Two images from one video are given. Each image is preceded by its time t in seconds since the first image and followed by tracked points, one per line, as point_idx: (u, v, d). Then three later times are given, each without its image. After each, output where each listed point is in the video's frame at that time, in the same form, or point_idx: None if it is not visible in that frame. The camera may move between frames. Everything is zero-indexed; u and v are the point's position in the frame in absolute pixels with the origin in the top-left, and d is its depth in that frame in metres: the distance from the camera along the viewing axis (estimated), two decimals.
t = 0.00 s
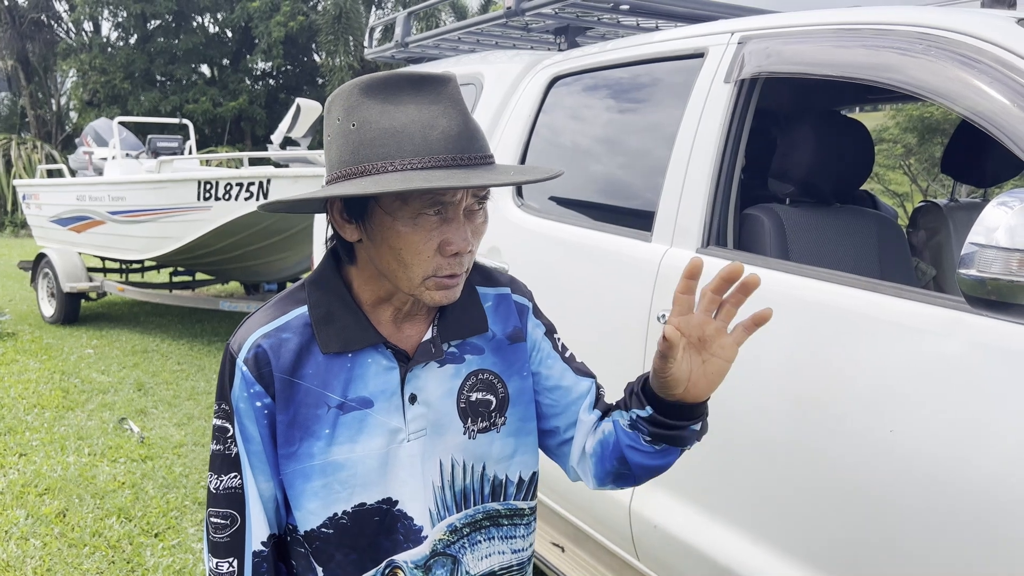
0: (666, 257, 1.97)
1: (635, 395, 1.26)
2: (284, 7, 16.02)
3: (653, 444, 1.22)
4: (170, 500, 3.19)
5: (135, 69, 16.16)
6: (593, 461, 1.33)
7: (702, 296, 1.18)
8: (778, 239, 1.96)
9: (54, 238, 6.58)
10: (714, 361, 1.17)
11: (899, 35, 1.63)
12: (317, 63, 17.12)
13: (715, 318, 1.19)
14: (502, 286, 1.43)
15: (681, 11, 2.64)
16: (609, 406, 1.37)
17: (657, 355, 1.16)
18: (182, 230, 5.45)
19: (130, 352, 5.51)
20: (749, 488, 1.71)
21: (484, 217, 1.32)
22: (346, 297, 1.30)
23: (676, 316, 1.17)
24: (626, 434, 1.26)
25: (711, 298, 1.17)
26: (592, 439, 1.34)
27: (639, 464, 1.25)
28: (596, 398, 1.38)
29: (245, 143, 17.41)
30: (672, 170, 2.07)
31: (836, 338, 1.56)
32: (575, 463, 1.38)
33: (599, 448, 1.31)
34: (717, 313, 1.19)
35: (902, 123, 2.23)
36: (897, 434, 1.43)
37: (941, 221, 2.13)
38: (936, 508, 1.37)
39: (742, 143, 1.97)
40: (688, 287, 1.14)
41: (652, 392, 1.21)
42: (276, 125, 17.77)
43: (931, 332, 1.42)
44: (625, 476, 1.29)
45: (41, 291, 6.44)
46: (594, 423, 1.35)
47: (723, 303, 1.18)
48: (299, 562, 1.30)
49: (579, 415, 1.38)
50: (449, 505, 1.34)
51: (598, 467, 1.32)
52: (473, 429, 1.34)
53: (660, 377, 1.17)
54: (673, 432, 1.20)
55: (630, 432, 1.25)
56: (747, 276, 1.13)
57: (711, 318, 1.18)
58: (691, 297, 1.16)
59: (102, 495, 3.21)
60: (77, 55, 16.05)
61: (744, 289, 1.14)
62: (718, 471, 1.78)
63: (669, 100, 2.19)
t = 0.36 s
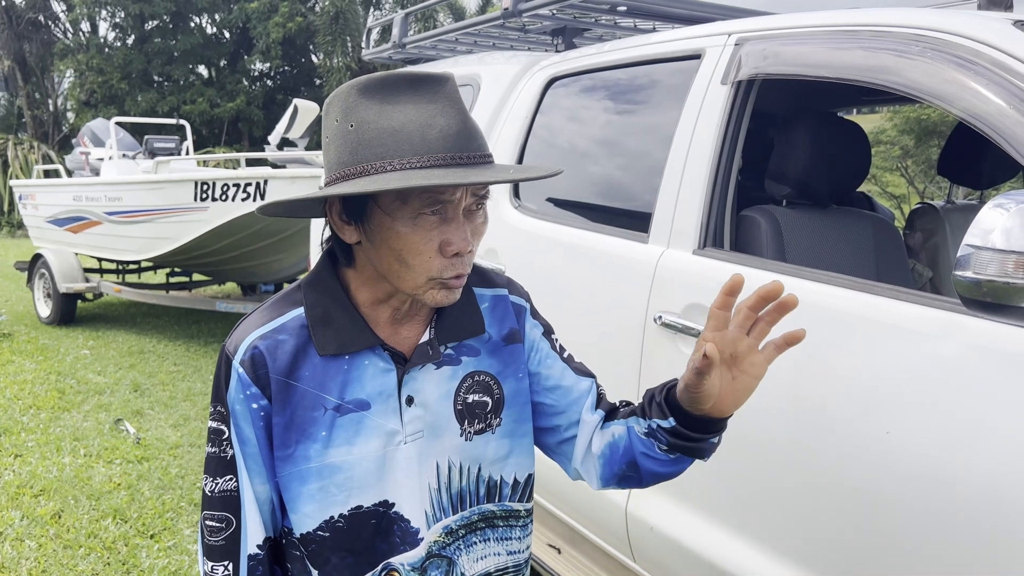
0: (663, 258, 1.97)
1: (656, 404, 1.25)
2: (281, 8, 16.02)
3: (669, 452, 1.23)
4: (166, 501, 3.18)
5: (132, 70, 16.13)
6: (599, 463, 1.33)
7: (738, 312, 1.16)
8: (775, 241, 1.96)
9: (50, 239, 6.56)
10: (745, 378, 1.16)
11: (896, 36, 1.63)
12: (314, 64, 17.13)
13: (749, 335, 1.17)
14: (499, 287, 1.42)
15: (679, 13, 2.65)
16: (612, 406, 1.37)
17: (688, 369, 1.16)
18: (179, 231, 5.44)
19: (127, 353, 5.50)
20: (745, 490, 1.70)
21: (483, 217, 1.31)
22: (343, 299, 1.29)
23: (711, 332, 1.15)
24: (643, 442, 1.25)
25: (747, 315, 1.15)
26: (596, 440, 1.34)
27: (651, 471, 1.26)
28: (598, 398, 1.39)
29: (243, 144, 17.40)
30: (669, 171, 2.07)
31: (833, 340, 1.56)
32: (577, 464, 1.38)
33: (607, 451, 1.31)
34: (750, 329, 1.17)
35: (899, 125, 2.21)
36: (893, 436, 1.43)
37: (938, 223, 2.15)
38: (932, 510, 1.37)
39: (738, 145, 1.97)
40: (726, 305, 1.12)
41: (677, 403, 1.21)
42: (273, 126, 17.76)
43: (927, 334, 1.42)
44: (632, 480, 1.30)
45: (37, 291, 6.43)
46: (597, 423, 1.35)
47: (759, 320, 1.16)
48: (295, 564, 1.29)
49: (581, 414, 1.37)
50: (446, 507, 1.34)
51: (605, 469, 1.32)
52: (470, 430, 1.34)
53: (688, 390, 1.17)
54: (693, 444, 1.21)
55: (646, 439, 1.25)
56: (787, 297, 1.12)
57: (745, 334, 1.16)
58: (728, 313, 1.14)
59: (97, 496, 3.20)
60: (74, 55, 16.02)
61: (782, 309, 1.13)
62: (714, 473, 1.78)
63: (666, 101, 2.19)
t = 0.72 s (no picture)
0: (660, 259, 1.97)
1: (677, 410, 1.25)
2: (280, 8, 16.03)
3: (686, 458, 1.24)
4: (163, 502, 3.18)
5: (130, 69, 16.11)
6: (607, 465, 1.33)
7: (774, 325, 1.14)
8: (773, 244, 1.96)
9: (47, 238, 6.55)
10: (774, 391, 1.16)
11: (895, 39, 1.63)
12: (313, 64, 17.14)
13: (781, 347, 1.16)
14: (496, 288, 1.42)
15: (677, 14, 2.65)
16: (616, 407, 1.37)
17: (722, 380, 1.15)
18: (177, 231, 5.43)
19: (124, 353, 5.49)
20: (742, 492, 1.70)
21: (478, 219, 1.31)
22: (339, 301, 1.29)
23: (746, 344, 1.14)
24: (660, 449, 1.26)
25: (783, 329, 1.13)
26: (602, 441, 1.34)
27: (663, 476, 1.27)
28: (600, 398, 1.38)
29: (241, 144, 17.39)
30: (666, 172, 2.07)
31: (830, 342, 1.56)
32: (580, 465, 1.38)
33: (617, 453, 1.31)
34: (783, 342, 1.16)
35: (897, 127, 2.20)
36: (890, 438, 1.43)
37: (935, 226, 2.18)
38: (928, 512, 1.37)
39: (736, 148, 1.98)
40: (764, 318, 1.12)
41: (702, 412, 1.21)
42: (272, 126, 17.76)
43: (923, 337, 1.42)
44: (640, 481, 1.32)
45: (35, 291, 6.42)
46: (600, 425, 1.35)
47: (794, 334, 1.14)
48: (290, 565, 1.29)
49: (584, 415, 1.37)
50: (442, 509, 1.34)
51: (613, 471, 1.32)
52: (466, 432, 1.34)
53: (719, 401, 1.17)
54: (714, 452, 1.21)
55: (661, 444, 1.26)
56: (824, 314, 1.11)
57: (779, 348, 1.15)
58: (764, 327, 1.14)
59: (94, 497, 3.19)
60: (72, 55, 16.00)
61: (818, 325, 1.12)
62: (711, 474, 1.78)
63: (664, 103, 2.19)
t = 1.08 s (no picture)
0: (659, 260, 1.97)
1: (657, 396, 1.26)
2: (279, 8, 16.05)
3: (669, 446, 1.24)
4: (161, 501, 3.17)
5: (129, 68, 16.10)
6: (600, 461, 1.34)
7: (742, 305, 1.17)
8: (772, 245, 1.96)
9: (46, 238, 6.55)
10: (747, 370, 1.17)
11: (894, 41, 1.63)
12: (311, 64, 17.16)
13: (751, 328, 1.18)
14: (494, 289, 1.42)
15: (676, 15, 2.65)
16: (610, 405, 1.38)
17: (692, 360, 1.17)
18: (175, 230, 5.43)
19: (122, 353, 5.48)
20: (740, 492, 1.71)
21: (477, 219, 1.31)
22: (337, 301, 1.29)
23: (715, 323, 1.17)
24: (644, 438, 1.27)
25: (750, 308, 1.16)
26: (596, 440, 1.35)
27: (652, 466, 1.28)
28: (596, 398, 1.39)
29: (240, 143, 17.39)
30: (665, 173, 2.07)
31: (828, 343, 1.56)
32: (575, 465, 1.39)
33: (608, 448, 1.32)
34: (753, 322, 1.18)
35: (896, 129, 2.21)
36: (888, 439, 1.43)
37: (933, 227, 2.17)
38: (925, 513, 1.37)
39: (735, 149, 1.98)
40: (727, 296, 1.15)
41: (679, 396, 1.22)
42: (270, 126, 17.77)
43: (921, 338, 1.43)
44: (631, 476, 1.32)
45: (33, 290, 6.41)
46: (596, 424, 1.36)
47: (761, 313, 1.17)
48: (288, 565, 1.29)
49: (579, 415, 1.38)
50: (440, 510, 1.34)
51: (606, 468, 1.33)
52: (464, 433, 1.34)
53: (692, 382, 1.18)
54: (696, 437, 1.22)
55: (646, 434, 1.27)
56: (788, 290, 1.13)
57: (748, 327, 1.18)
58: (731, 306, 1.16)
59: (92, 496, 3.19)
60: (71, 54, 15.98)
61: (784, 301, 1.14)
62: (710, 474, 1.78)
63: (664, 103, 2.19)
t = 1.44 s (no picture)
0: (658, 261, 1.97)
1: (657, 410, 1.26)
2: (279, 7, 16.04)
3: (667, 459, 1.25)
4: (159, 500, 3.17)
5: (128, 67, 16.09)
6: (594, 468, 1.35)
7: (748, 325, 1.16)
8: (770, 247, 1.96)
9: (44, 236, 6.54)
10: (749, 390, 1.17)
11: (893, 43, 1.64)
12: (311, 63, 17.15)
13: (755, 347, 1.17)
14: (492, 292, 1.42)
15: (676, 16, 2.66)
16: (605, 413, 1.38)
17: (697, 379, 1.17)
18: (174, 229, 5.43)
19: (120, 352, 5.48)
20: (739, 493, 1.70)
21: (474, 219, 1.31)
22: (335, 301, 1.30)
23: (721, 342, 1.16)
24: (641, 450, 1.28)
25: (756, 328, 1.15)
26: (590, 446, 1.36)
27: (646, 477, 1.29)
28: (592, 404, 1.40)
29: (239, 143, 17.39)
30: (665, 174, 2.07)
31: (826, 345, 1.56)
32: (568, 471, 1.40)
33: (603, 456, 1.33)
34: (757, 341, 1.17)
35: (895, 132, 2.19)
36: (886, 440, 1.43)
37: (932, 229, 2.17)
38: (923, 514, 1.37)
39: (734, 150, 1.98)
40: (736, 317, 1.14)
41: (680, 411, 1.22)
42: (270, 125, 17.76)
43: (920, 340, 1.43)
44: (623, 485, 1.33)
45: (31, 289, 6.41)
46: (591, 431, 1.36)
47: (766, 333, 1.16)
48: (283, 566, 1.29)
49: (575, 421, 1.38)
50: (436, 511, 1.34)
51: (599, 476, 1.34)
52: (461, 435, 1.34)
53: (696, 400, 1.19)
54: (693, 452, 1.23)
55: (643, 445, 1.27)
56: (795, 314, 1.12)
57: (753, 347, 1.16)
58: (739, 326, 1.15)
59: (90, 495, 3.19)
60: (70, 52, 15.96)
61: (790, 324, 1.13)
62: (708, 476, 1.78)
63: (663, 104, 2.19)
